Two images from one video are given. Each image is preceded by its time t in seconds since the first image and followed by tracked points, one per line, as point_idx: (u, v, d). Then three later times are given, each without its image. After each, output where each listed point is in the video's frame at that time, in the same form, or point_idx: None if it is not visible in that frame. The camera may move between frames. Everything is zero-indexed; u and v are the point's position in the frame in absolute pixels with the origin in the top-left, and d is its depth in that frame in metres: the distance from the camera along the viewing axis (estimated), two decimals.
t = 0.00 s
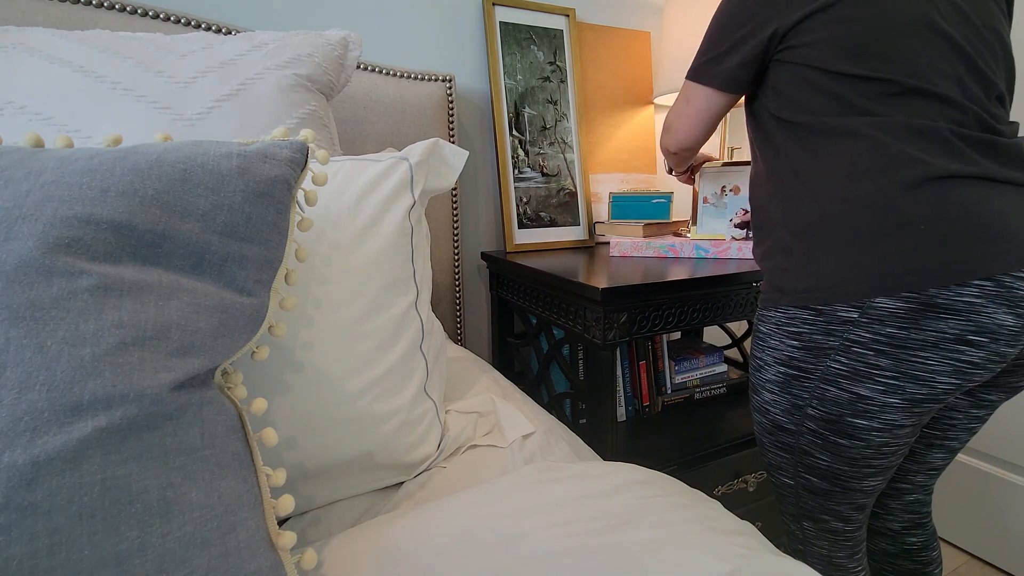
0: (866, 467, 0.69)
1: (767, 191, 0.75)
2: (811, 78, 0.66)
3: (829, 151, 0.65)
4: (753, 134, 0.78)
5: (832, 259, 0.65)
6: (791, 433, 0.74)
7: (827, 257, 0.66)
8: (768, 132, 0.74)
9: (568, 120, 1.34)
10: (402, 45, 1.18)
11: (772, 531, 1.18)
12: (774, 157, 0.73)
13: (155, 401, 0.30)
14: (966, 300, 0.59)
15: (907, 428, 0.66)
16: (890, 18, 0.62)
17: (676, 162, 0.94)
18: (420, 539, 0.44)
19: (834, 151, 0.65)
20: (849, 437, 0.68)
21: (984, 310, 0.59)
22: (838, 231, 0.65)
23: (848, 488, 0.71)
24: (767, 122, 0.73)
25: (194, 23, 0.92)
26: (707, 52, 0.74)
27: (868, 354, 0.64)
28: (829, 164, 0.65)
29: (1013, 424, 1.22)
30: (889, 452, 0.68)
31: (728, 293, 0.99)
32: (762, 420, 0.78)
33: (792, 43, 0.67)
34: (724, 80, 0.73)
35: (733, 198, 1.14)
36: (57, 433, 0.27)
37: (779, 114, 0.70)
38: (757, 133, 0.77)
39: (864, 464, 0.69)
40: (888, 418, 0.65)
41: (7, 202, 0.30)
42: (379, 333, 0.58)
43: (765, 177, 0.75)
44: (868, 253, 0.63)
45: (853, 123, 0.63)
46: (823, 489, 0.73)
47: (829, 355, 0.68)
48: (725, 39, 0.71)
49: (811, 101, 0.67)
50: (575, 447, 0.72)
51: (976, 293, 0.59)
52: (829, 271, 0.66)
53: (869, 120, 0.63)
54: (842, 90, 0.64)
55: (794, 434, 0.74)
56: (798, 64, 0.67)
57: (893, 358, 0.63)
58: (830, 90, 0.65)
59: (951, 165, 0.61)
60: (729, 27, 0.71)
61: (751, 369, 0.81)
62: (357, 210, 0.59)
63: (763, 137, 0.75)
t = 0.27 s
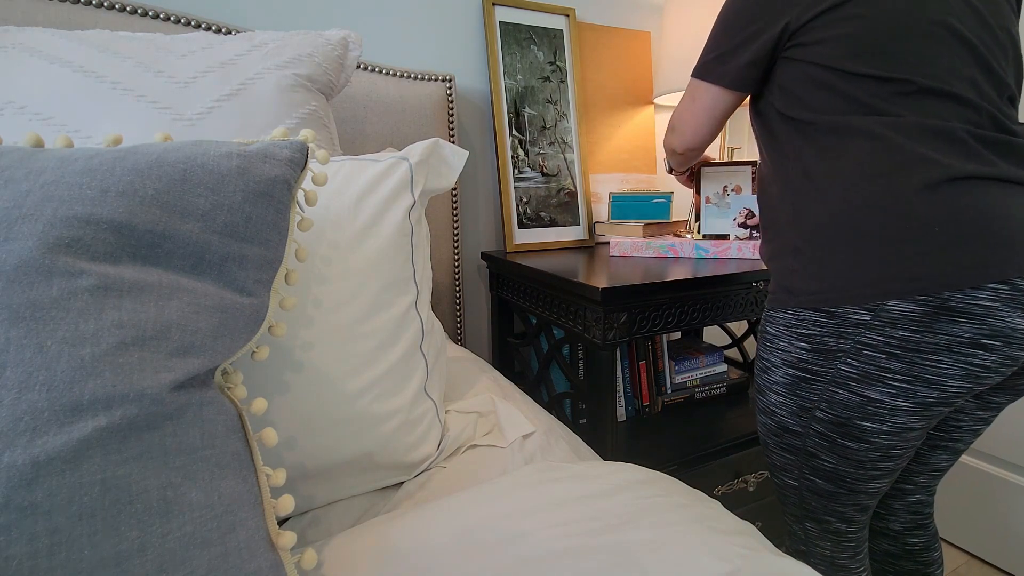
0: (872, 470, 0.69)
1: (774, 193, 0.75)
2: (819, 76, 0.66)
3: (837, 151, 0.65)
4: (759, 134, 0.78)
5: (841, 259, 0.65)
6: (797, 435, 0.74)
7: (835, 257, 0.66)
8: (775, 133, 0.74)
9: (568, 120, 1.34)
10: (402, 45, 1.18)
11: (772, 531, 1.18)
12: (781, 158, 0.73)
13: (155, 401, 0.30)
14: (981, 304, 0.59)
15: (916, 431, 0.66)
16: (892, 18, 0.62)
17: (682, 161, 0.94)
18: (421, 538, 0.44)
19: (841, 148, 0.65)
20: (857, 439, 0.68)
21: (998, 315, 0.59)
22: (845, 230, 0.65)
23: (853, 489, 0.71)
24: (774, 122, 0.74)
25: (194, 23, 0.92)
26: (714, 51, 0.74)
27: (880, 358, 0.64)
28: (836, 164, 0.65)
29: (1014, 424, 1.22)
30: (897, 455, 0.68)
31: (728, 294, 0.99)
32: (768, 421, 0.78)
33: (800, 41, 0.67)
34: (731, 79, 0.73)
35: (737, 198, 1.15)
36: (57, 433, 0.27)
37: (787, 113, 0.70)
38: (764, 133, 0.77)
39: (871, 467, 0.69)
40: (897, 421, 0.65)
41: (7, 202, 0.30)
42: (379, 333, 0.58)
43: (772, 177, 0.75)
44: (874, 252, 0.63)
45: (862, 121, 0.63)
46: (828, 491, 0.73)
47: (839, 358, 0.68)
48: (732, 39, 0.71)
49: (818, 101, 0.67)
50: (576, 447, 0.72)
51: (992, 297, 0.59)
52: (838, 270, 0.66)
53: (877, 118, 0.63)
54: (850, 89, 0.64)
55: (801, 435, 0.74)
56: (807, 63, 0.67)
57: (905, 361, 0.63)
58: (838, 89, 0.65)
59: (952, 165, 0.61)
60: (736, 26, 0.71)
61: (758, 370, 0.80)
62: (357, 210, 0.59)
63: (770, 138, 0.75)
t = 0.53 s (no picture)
0: (874, 469, 0.69)
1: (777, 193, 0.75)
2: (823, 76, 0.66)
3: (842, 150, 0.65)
4: (761, 135, 0.78)
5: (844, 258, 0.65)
6: (799, 435, 0.74)
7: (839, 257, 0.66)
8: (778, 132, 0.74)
9: (568, 120, 1.34)
10: (402, 45, 1.18)
11: (771, 531, 1.18)
12: (785, 158, 0.73)
13: (155, 401, 0.30)
14: (985, 304, 0.60)
15: (918, 430, 0.66)
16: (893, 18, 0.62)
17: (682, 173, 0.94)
18: (422, 538, 0.44)
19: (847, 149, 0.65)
20: (860, 439, 0.68)
21: (1001, 315, 0.59)
22: (848, 230, 0.65)
23: (854, 488, 0.71)
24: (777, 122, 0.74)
25: (194, 23, 0.92)
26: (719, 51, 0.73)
27: (884, 358, 0.64)
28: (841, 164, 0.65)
29: (1013, 424, 1.22)
30: (899, 454, 0.68)
31: (728, 294, 0.99)
32: (769, 421, 0.78)
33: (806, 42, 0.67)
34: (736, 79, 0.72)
35: (735, 197, 1.15)
36: (57, 433, 0.27)
37: (791, 114, 0.70)
38: (766, 133, 0.77)
39: (873, 466, 0.69)
40: (900, 420, 0.65)
41: (7, 202, 0.30)
42: (379, 333, 0.58)
43: (774, 178, 0.75)
44: (878, 252, 0.63)
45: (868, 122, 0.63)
46: (829, 490, 0.73)
47: (843, 358, 0.67)
48: (737, 39, 0.71)
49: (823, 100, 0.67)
50: (576, 447, 0.72)
51: (996, 298, 0.59)
52: (842, 270, 0.66)
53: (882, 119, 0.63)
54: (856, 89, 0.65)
55: (803, 435, 0.74)
56: (813, 63, 0.67)
57: (909, 361, 0.63)
58: (844, 89, 0.65)
59: (951, 165, 0.61)
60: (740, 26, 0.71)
61: (759, 370, 0.80)
62: (357, 210, 0.59)
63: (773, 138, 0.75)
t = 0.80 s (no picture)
0: (866, 470, 0.69)
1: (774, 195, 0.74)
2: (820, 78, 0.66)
3: (842, 152, 0.65)
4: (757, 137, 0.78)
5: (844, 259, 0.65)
6: (792, 435, 0.74)
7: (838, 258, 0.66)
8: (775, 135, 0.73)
9: (568, 120, 1.34)
10: (402, 45, 1.18)
11: (771, 531, 1.18)
12: (782, 159, 0.72)
13: (155, 401, 0.30)
14: (976, 308, 0.60)
15: (909, 432, 0.66)
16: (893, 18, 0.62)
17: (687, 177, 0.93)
18: (423, 538, 0.44)
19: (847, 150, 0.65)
20: (851, 440, 0.68)
21: (993, 318, 0.59)
22: (844, 232, 0.65)
23: (846, 489, 0.72)
24: (774, 124, 0.73)
25: (194, 23, 0.92)
26: (717, 53, 0.73)
27: (874, 360, 0.64)
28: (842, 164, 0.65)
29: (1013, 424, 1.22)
30: (890, 456, 0.68)
31: (728, 294, 0.99)
32: (762, 421, 0.78)
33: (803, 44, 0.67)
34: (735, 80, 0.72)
35: (735, 198, 1.14)
36: (57, 434, 0.27)
37: (790, 116, 0.70)
38: (763, 136, 0.76)
39: (864, 467, 0.69)
40: (891, 423, 0.65)
41: (7, 202, 0.30)
42: (379, 333, 0.58)
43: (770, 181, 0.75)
44: (873, 253, 0.63)
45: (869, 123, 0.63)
46: (822, 490, 0.74)
47: (835, 360, 0.67)
48: (734, 41, 0.71)
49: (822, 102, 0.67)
50: (576, 447, 0.72)
51: (987, 301, 0.59)
52: (841, 272, 0.65)
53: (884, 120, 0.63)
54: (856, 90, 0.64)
55: (795, 435, 0.74)
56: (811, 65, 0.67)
57: (899, 363, 0.63)
58: (843, 91, 0.65)
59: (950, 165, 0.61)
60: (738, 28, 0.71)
61: (753, 370, 0.80)
62: (357, 210, 0.59)
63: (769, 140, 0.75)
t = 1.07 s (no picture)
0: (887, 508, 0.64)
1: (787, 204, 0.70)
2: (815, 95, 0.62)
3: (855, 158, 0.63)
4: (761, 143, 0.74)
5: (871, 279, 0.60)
6: (807, 466, 0.72)
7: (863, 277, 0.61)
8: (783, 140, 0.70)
9: (568, 120, 1.34)
10: (402, 45, 1.18)
11: (771, 530, 1.18)
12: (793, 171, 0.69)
13: (155, 400, 0.30)
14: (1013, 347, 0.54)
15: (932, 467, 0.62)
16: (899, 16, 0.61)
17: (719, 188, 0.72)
18: (423, 538, 0.44)
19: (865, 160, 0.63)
20: (867, 471, 0.64)
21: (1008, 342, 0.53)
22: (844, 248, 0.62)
23: (857, 513, 0.68)
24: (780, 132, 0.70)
25: (194, 23, 0.92)
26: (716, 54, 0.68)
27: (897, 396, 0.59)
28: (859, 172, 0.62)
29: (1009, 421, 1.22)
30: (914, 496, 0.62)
31: (728, 294, 0.99)
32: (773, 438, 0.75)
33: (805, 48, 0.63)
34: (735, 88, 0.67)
35: (736, 198, 1.15)
36: (57, 434, 0.27)
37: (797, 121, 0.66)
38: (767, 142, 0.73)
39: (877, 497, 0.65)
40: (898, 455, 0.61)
41: (7, 202, 0.30)
42: (379, 333, 0.58)
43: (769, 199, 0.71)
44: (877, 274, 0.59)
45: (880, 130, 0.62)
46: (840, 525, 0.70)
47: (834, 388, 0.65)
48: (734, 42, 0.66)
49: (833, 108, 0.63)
50: (576, 447, 0.72)
51: None
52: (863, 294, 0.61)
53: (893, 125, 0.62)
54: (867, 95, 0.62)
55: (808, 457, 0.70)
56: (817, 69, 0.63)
57: (922, 400, 0.58)
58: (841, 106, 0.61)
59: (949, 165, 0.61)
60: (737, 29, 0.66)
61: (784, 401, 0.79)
62: (357, 210, 0.59)
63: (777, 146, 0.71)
